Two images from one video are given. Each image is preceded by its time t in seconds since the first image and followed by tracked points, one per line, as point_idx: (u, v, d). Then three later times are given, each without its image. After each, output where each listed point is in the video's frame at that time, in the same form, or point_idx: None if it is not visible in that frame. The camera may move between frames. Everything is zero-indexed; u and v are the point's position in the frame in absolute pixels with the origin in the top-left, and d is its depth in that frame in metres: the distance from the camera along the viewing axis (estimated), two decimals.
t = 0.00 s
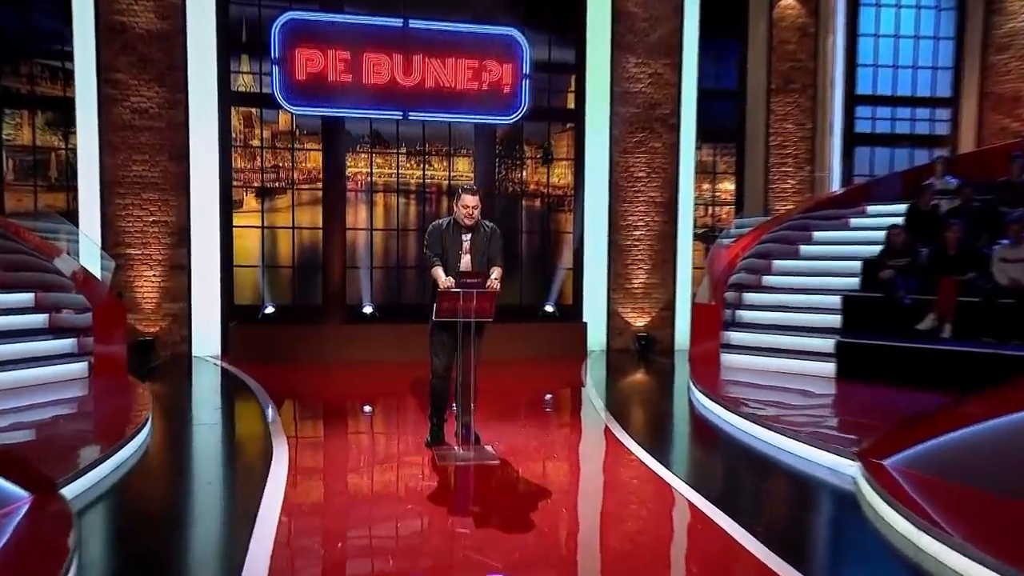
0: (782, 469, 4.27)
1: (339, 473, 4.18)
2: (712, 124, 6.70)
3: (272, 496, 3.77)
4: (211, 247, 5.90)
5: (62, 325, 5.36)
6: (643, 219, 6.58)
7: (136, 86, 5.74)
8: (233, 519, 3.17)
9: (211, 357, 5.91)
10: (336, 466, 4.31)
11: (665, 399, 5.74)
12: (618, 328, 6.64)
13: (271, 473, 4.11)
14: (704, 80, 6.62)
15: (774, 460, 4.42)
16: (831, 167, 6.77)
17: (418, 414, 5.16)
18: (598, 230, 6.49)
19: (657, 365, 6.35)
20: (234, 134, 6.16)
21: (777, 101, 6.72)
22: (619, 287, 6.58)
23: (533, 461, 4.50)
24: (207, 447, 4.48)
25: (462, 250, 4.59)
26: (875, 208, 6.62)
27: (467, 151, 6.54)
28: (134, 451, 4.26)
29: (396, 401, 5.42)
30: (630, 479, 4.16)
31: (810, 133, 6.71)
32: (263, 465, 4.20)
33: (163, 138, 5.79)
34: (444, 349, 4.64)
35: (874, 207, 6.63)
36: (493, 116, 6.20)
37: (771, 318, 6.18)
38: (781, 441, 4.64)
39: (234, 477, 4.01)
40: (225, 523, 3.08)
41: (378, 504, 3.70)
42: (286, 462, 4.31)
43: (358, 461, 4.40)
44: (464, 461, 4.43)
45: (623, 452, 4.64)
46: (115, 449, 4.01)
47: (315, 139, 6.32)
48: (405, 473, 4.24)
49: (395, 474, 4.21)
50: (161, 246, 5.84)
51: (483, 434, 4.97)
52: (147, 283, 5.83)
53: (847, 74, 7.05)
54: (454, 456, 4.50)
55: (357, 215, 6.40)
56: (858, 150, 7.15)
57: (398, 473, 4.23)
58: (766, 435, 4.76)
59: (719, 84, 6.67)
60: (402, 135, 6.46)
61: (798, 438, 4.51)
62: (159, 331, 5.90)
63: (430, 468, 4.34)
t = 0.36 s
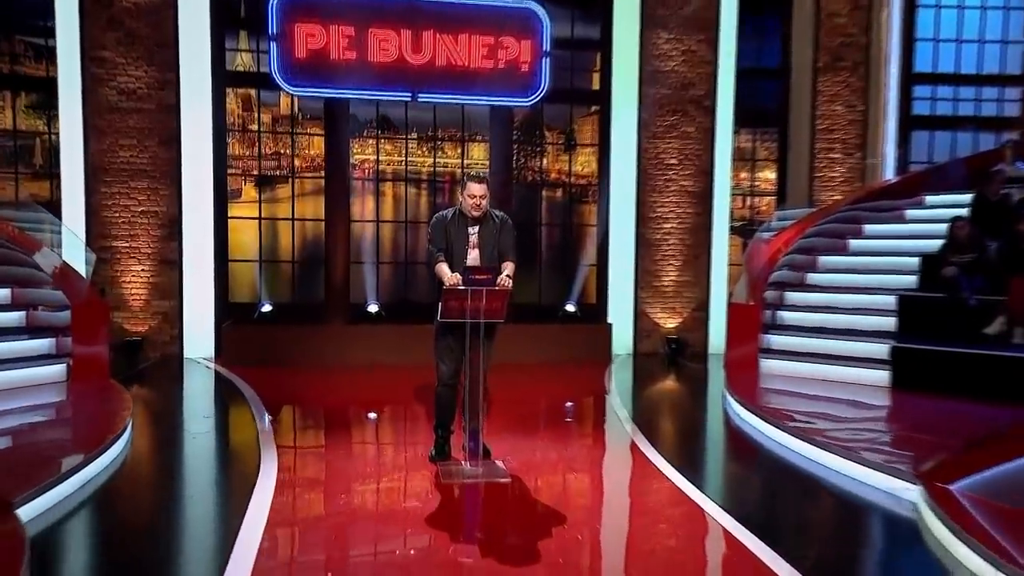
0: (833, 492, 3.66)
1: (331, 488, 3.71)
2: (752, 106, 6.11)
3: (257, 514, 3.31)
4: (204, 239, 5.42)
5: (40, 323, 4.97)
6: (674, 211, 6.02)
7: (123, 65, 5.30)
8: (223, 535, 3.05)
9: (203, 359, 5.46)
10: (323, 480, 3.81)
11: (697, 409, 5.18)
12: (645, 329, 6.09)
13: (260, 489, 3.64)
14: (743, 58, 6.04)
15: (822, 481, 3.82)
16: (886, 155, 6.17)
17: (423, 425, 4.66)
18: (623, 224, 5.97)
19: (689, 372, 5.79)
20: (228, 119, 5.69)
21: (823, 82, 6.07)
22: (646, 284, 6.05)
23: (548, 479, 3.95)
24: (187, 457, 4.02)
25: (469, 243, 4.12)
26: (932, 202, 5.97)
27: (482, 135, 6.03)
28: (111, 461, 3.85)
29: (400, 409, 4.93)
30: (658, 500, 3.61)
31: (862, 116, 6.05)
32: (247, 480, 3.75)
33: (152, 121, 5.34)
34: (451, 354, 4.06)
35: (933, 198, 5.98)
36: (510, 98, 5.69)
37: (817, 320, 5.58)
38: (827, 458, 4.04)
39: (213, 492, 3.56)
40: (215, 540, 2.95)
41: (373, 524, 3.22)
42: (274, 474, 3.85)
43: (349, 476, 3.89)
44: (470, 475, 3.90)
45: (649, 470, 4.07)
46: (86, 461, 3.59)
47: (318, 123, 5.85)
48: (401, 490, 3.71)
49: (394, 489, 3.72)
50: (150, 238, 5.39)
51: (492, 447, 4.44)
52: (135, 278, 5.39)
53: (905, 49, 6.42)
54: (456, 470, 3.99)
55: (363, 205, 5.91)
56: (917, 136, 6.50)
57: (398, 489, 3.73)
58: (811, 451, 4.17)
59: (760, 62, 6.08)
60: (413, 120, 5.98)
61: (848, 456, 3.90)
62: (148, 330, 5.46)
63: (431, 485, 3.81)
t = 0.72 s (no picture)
0: (901, 523, 3.10)
1: (323, 511, 3.25)
2: (798, 88, 5.55)
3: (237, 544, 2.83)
4: (200, 234, 5.00)
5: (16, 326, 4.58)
6: (712, 203, 5.48)
7: (112, 45, 4.89)
8: (218, 545, 2.81)
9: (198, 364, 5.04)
10: (315, 501, 3.33)
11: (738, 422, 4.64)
12: (678, 333, 5.56)
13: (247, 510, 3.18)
14: (790, 34, 5.48)
15: (883, 509, 3.26)
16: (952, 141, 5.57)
17: (432, 439, 4.18)
18: (655, 219, 5.46)
19: (728, 380, 5.25)
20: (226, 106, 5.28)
21: (880, 61, 5.46)
22: (680, 284, 5.52)
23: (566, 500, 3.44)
24: (166, 472, 3.59)
25: (480, 239, 3.66)
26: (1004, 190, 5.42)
27: (503, 121, 5.53)
28: (91, 476, 3.48)
29: (409, 420, 4.45)
30: (697, 528, 3.08)
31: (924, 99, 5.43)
32: (230, 498, 3.30)
33: (144, 106, 4.92)
34: (461, 361, 3.52)
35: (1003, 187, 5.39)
36: (531, 82, 5.17)
37: (872, 324, 5.02)
38: (884, 482, 3.47)
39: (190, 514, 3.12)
40: (211, 552, 2.72)
41: (366, 558, 2.74)
42: (262, 491, 3.41)
43: (344, 496, 3.41)
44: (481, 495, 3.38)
45: (684, 492, 3.53)
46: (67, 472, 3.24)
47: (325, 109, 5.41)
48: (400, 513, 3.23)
49: (393, 513, 3.25)
50: (141, 233, 4.98)
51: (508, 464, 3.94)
52: (124, 276, 4.97)
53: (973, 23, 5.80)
54: (464, 489, 3.46)
55: (371, 198, 5.48)
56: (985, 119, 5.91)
57: (399, 511, 3.25)
58: (866, 473, 3.60)
59: (808, 39, 5.52)
60: (426, 105, 5.50)
61: (910, 481, 3.32)
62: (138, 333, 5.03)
63: (438, 509, 3.30)
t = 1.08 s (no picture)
0: (986, 569, 2.55)
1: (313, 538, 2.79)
2: (848, 71, 5.02)
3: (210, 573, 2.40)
4: (194, 227, 4.62)
5: None
6: (751, 197, 4.97)
7: (96, 20, 4.48)
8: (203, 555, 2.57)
9: (187, 369, 4.63)
10: (298, 525, 2.87)
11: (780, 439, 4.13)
12: (712, 340, 5.06)
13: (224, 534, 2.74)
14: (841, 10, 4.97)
15: (959, 549, 2.71)
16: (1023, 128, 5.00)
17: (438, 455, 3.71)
18: (687, 215, 4.97)
19: (769, 393, 4.74)
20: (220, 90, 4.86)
21: (944, 39, 4.99)
22: (715, 286, 5.02)
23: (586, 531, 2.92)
24: (136, 490, 3.15)
25: (491, 234, 3.19)
26: None
27: (522, 107, 5.07)
28: (63, 489, 3.08)
29: (413, 433, 3.98)
30: (746, 566, 2.58)
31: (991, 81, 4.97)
32: (204, 521, 2.85)
33: (130, 87, 4.51)
34: (467, 370, 3.01)
35: None
36: (551, 64, 4.73)
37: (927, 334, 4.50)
38: (949, 514, 2.93)
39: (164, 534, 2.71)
40: (204, 560, 2.49)
41: None
42: (244, 512, 2.97)
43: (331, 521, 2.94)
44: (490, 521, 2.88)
45: (719, 522, 3.00)
46: (40, 483, 2.88)
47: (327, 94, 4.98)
48: (395, 542, 2.75)
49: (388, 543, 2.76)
50: (127, 226, 4.57)
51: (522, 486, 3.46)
52: (108, 273, 4.57)
53: None
54: (471, 514, 2.96)
55: (377, 190, 5.03)
56: None
57: (394, 541, 2.77)
58: (926, 504, 3.05)
59: (861, 17, 5.02)
60: (438, 89, 5.05)
61: (977, 515, 2.79)
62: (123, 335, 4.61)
63: (439, 538, 2.81)
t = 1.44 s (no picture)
0: None
1: None
2: (905, 57, 4.54)
3: None
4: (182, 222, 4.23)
5: None
6: (797, 196, 4.50)
7: None
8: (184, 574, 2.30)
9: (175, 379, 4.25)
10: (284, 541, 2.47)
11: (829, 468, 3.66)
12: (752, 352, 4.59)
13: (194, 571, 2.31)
14: None
15: None
16: None
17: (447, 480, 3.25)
18: (725, 215, 4.51)
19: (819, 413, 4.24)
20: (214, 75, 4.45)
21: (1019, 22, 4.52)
22: (756, 293, 4.56)
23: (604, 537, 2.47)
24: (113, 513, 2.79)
25: (507, 234, 2.75)
26: None
27: (545, 96, 4.62)
28: (24, 516, 2.68)
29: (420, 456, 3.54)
30: None
31: None
32: (192, 542, 2.54)
33: (117, 71, 4.13)
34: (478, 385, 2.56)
35: None
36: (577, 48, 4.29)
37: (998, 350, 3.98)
38: None
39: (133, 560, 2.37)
40: None
41: None
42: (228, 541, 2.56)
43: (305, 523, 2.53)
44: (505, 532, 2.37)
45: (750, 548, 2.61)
46: None
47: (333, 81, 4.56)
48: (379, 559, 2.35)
49: None
50: (112, 223, 4.18)
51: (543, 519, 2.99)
52: (91, 274, 4.18)
53: None
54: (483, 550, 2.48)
55: (387, 185, 4.61)
56: None
57: None
58: (995, 544, 2.58)
59: None
60: (454, 76, 4.61)
61: None
62: (107, 341, 4.22)
63: None
